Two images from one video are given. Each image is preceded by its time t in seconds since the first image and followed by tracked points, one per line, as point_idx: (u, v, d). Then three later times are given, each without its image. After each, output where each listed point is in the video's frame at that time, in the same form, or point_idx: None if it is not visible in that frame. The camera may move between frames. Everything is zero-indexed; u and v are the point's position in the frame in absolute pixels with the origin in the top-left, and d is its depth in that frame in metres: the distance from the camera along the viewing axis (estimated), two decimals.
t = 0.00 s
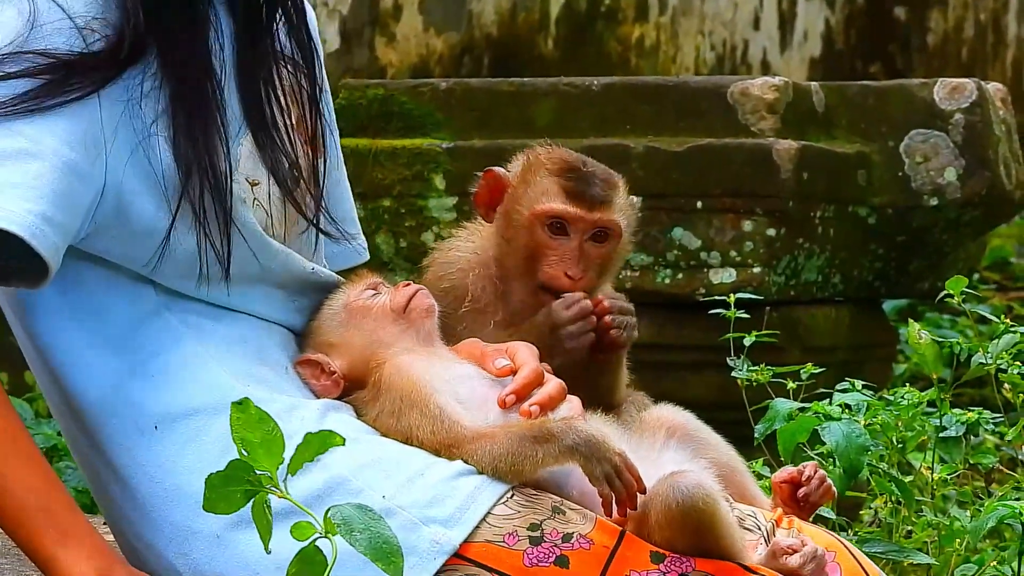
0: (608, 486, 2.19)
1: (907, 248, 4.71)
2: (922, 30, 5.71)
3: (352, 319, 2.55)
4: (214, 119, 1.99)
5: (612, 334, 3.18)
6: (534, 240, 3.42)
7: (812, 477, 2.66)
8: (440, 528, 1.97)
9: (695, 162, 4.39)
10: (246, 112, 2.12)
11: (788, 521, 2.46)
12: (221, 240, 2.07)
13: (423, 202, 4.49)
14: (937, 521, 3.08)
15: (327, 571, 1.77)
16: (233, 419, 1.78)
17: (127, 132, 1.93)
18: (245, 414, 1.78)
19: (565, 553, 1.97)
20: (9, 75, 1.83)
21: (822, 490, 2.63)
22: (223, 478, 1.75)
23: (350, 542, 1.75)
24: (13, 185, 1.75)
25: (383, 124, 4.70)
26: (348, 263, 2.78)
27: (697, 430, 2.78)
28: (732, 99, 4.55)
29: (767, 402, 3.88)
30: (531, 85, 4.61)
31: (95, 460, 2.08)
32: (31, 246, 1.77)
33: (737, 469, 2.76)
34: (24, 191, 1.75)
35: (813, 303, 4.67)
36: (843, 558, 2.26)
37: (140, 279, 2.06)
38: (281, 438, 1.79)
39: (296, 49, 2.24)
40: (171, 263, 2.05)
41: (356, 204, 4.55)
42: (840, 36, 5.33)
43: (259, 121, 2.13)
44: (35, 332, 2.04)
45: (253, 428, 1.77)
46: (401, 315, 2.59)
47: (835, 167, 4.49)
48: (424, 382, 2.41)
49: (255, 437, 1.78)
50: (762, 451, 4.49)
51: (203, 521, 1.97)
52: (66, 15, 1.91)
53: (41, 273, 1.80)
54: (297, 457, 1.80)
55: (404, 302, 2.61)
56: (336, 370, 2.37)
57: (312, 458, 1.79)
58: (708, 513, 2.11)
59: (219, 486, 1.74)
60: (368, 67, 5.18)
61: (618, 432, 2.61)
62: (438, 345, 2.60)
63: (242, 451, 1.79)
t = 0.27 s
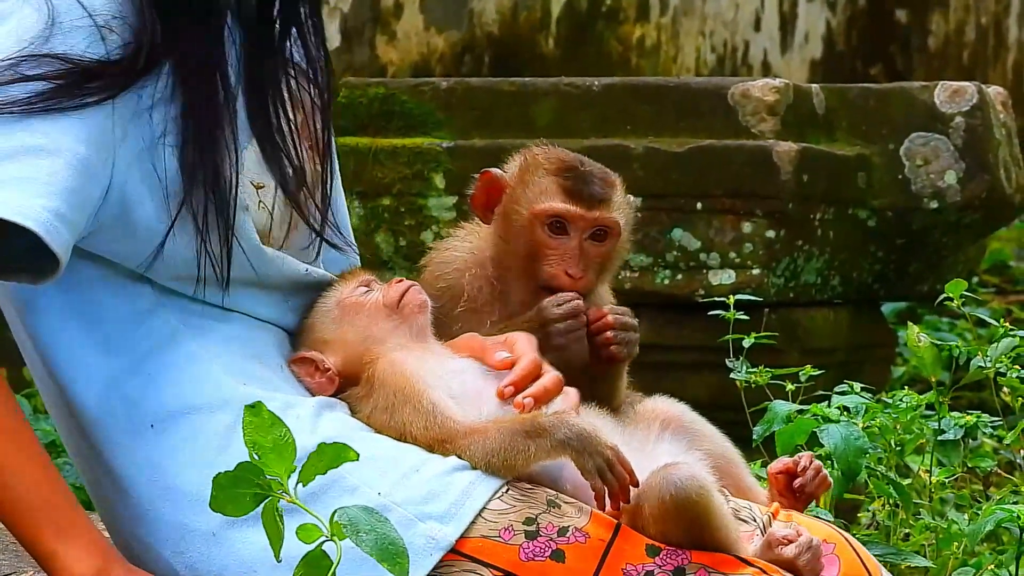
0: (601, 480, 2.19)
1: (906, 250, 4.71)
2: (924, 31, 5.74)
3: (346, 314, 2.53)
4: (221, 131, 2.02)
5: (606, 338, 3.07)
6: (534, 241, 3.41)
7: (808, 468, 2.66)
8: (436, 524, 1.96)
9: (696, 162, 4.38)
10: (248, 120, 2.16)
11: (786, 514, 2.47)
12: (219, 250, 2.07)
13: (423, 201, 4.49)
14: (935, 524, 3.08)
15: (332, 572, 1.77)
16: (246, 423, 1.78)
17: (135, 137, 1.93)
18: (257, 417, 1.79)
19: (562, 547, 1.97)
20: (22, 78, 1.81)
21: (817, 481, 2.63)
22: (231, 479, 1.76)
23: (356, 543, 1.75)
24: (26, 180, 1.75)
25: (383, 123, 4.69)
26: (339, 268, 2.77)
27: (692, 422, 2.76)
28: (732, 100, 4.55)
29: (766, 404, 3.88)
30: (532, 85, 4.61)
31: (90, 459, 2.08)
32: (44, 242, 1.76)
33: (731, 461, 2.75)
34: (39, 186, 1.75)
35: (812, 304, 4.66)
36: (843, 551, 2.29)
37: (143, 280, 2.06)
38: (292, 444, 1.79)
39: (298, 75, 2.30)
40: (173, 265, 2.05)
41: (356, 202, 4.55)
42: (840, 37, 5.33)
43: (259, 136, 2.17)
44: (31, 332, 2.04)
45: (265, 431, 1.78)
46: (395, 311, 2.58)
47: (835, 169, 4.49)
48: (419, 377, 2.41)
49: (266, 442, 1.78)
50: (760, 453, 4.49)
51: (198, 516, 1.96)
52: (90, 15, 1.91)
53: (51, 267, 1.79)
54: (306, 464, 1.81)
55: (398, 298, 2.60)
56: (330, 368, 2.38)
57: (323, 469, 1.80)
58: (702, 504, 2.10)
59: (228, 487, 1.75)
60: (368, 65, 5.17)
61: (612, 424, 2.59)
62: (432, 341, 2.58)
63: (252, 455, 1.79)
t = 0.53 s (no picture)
0: (605, 484, 2.16)
1: (905, 249, 4.71)
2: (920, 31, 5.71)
3: (354, 320, 2.55)
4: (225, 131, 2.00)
5: (609, 342, 2.98)
6: (537, 244, 3.41)
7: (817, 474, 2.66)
8: (441, 525, 1.96)
9: (694, 163, 4.39)
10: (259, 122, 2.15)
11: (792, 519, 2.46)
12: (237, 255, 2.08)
13: (421, 205, 4.49)
14: (937, 522, 3.08)
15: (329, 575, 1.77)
16: (236, 426, 1.75)
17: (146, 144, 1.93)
18: (249, 419, 1.76)
19: (566, 549, 1.96)
20: (46, 82, 1.81)
21: (826, 487, 2.62)
22: (226, 483, 1.77)
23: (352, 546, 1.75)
24: (39, 189, 1.75)
25: (381, 128, 4.70)
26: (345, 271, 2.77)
27: (701, 426, 2.74)
28: (730, 101, 4.55)
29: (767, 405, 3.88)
30: (530, 88, 4.61)
31: (99, 459, 2.09)
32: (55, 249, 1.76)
33: (742, 467, 2.73)
34: (52, 193, 1.76)
35: (811, 304, 4.66)
36: (849, 553, 2.27)
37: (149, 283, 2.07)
38: (285, 445, 1.77)
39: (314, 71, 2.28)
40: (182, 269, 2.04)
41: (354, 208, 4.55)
42: (837, 37, 5.33)
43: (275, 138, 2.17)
44: (43, 335, 2.08)
45: (257, 433, 1.75)
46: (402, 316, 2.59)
47: (833, 169, 4.49)
48: (424, 381, 2.41)
49: (258, 444, 1.76)
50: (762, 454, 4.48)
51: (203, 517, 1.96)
52: (97, 19, 1.90)
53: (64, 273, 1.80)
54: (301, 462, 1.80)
55: (406, 303, 2.61)
56: (339, 370, 2.37)
57: (317, 464, 1.79)
58: (705, 505, 2.11)
59: (222, 491, 1.76)
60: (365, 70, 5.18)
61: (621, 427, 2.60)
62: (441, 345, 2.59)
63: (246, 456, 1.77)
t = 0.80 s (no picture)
0: (605, 475, 2.16)
1: (911, 249, 4.70)
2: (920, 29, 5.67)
3: (368, 323, 2.55)
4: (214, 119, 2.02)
5: (624, 355, 3.02)
6: (552, 252, 3.42)
7: (828, 476, 2.64)
8: (444, 522, 1.96)
9: (698, 167, 4.39)
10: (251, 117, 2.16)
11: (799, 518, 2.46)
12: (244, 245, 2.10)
13: (427, 215, 4.50)
14: (950, 522, 3.08)
15: None
16: (252, 441, 1.78)
17: (143, 141, 1.93)
18: (264, 435, 1.78)
19: (562, 547, 1.97)
20: (30, 89, 1.81)
21: (837, 489, 2.61)
22: (241, 499, 1.78)
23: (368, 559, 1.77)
24: (40, 194, 1.76)
25: (385, 139, 4.71)
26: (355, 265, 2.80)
27: (707, 431, 2.77)
28: (734, 104, 4.55)
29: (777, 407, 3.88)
30: (533, 96, 4.63)
31: (112, 466, 2.10)
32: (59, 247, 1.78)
33: (749, 468, 2.74)
34: (56, 196, 1.77)
35: (819, 306, 4.66)
36: (853, 552, 2.29)
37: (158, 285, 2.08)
38: (299, 460, 1.79)
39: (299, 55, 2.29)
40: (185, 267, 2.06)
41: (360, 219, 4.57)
42: (839, 38, 5.33)
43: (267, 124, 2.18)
44: (53, 343, 2.09)
45: (273, 449, 1.77)
46: (416, 320, 2.58)
47: (838, 170, 4.49)
48: (431, 382, 2.41)
49: (274, 459, 1.78)
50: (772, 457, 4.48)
51: (212, 519, 1.97)
52: (72, 20, 1.90)
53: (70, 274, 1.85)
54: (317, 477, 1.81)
55: (420, 308, 2.61)
56: (352, 373, 2.37)
57: (332, 481, 1.80)
58: (703, 499, 2.12)
59: (238, 507, 1.77)
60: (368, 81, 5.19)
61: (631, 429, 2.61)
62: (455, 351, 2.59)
63: (261, 472, 1.79)
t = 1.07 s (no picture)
0: (577, 461, 2.16)
1: (921, 248, 4.70)
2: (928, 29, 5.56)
3: (380, 316, 2.53)
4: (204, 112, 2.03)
5: (633, 355, 3.03)
6: (561, 251, 3.45)
7: (827, 459, 2.56)
8: (431, 503, 1.98)
9: (707, 168, 4.41)
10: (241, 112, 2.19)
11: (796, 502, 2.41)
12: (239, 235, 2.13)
13: (436, 219, 4.52)
14: (963, 520, 3.06)
15: None
16: (260, 443, 1.76)
17: (132, 138, 1.96)
18: (272, 437, 1.77)
19: (538, 528, 1.96)
20: (17, 91, 1.84)
21: (838, 472, 2.53)
22: (250, 502, 1.76)
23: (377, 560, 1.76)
24: (37, 191, 1.78)
25: (394, 143, 4.73)
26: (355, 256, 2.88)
27: (703, 420, 2.73)
28: (741, 105, 4.57)
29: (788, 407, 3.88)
30: (542, 99, 4.63)
31: (113, 468, 2.12)
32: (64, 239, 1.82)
33: (750, 459, 2.69)
34: (54, 192, 1.80)
35: (829, 305, 4.66)
36: (847, 531, 2.25)
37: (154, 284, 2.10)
38: (307, 461, 1.79)
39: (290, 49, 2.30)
40: (181, 263, 2.08)
41: (369, 223, 4.58)
42: (847, 39, 5.33)
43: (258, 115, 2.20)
44: (52, 347, 2.10)
45: (281, 451, 1.76)
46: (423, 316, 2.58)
47: (847, 169, 4.50)
48: (421, 373, 2.43)
49: (283, 461, 1.77)
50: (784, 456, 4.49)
51: (211, 517, 1.98)
52: (54, 20, 1.92)
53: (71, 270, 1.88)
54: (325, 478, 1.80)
55: (429, 304, 2.61)
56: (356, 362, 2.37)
57: (340, 482, 1.79)
58: (675, 474, 2.10)
59: (247, 510, 1.75)
60: (376, 87, 5.22)
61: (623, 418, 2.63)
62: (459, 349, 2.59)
63: (269, 473, 1.78)
